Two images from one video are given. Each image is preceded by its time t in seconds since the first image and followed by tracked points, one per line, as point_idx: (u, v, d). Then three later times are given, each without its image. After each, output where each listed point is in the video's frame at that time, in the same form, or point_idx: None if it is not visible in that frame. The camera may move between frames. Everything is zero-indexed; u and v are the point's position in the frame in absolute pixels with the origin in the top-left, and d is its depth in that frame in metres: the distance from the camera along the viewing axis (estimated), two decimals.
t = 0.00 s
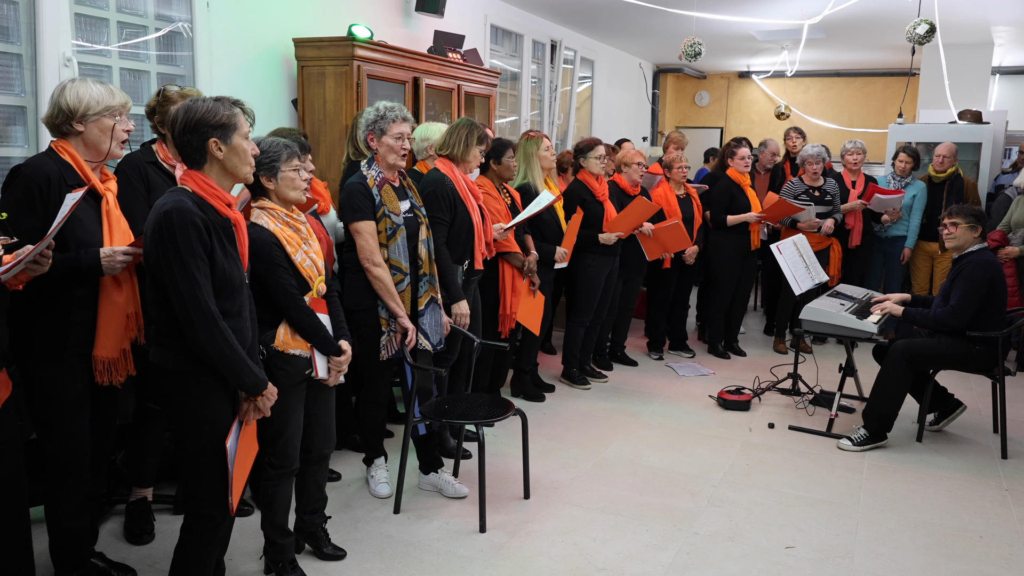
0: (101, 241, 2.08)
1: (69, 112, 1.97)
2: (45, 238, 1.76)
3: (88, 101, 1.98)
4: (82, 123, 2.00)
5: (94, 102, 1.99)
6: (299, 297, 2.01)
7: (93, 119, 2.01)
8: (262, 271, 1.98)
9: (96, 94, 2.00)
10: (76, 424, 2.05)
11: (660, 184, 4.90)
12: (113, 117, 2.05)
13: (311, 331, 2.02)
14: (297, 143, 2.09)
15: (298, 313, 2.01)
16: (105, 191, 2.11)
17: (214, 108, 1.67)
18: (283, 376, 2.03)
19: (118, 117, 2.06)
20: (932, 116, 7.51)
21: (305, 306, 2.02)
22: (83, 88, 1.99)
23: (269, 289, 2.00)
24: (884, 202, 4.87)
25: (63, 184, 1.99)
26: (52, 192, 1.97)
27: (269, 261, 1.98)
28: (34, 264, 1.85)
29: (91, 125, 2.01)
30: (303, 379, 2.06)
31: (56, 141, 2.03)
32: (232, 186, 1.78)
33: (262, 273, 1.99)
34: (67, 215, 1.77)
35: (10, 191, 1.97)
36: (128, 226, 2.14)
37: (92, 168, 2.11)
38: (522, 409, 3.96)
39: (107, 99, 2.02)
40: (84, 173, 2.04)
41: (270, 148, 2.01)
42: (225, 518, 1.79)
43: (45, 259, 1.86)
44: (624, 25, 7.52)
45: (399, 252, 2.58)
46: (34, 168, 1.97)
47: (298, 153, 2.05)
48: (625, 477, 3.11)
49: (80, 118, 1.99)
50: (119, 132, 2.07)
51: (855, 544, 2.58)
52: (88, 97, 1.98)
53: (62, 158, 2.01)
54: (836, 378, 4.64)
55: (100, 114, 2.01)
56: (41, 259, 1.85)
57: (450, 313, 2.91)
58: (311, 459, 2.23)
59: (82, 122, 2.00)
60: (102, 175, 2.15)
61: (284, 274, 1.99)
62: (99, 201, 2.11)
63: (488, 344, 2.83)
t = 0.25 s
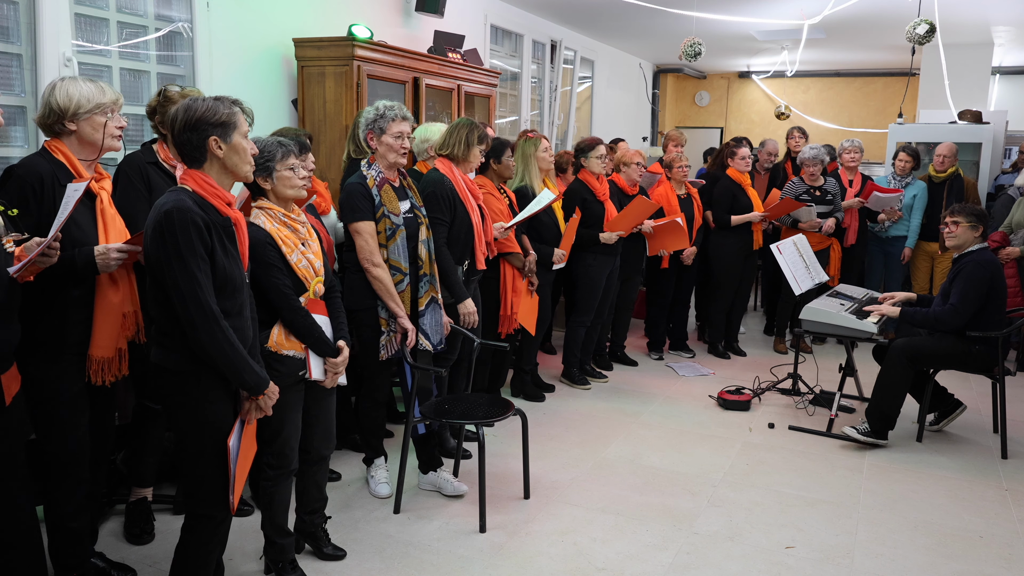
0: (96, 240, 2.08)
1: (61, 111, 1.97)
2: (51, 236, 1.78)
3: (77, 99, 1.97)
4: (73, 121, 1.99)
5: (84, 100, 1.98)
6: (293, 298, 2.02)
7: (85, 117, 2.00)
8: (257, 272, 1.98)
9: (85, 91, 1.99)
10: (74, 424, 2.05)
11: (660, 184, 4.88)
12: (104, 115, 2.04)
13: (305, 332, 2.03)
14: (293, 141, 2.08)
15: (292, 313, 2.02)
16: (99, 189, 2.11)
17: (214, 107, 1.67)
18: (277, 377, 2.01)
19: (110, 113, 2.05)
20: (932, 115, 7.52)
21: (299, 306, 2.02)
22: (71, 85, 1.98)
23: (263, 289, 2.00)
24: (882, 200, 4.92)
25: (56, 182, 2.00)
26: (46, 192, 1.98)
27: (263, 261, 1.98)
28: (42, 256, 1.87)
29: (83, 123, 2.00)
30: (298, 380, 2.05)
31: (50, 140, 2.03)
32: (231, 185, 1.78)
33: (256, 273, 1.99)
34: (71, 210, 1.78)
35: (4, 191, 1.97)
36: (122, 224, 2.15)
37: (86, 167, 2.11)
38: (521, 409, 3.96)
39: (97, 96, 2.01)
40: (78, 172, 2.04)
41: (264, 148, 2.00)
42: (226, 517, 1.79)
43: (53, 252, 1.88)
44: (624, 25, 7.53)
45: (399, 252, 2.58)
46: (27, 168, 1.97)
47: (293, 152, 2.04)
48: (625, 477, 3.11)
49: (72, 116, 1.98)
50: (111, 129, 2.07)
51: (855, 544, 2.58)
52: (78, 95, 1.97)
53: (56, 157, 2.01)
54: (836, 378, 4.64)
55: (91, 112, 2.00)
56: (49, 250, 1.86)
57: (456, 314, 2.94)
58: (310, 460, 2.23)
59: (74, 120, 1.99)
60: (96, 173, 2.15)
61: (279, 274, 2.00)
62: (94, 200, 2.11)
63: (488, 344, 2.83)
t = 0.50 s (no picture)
0: (93, 241, 2.07)
1: (55, 112, 1.96)
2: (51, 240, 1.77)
3: (75, 104, 1.96)
4: (65, 124, 1.99)
5: (81, 105, 1.97)
6: (298, 298, 2.01)
7: (77, 122, 1.99)
8: (261, 271, 1.99)
9: (86, 96, 1.98)
10: (75, 425, 2.05)
11: (659, 185, 4.87)
12: (97, 122, 2.03)
13: (309, 332, 2.03)
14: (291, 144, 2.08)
15: (297, 313, 2.01)
16: (94, 190, 2.11)
17: (217, 109, 1.67)
18: (282, 377, 2.01)
19: (104, 123, 2.04)
20: (932, 116, 7.52)
21: (303, 307, 2.02)
22: (73, 89, 1.96)
23: (268, 289, 2.00)
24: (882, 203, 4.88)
25: (51, 185, 2.00)
26: (41, 194, 1.98)
27: (268, 262, 1.98)
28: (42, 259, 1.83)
29: (74, 128, 2.00)
30: (302, 380, 2.05)
31: (44, 141, 2.03)
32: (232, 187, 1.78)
33: (260, 273, 1.99)
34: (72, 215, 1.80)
35: None
36: (118, 224, 2.15)
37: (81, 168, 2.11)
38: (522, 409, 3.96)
39: (95, 105, 1.99)
40: (73, 174, 2.04)
41: (264, 153, 2.01)
42: (235, 516, 1.79)
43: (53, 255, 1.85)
44: (624, 25, 7.52)
45: (399, 252, 2.58)
46: (21, 171, 1.96)
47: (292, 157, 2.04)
48: (625, 477, 3.11)
49: (65, 119, 1.97)
50: (104, 137, 2.06)
51: (855, 544, 2.58)
52: (76, 99, 1.96)
53: (50, 159, 2.01)
54: (836, 378, 4.65)
55: (84, 119, 1.99)
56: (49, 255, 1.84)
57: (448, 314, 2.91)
58: (310, 460, 2.23)
59: (66, 124, 1.99)
60: (92, 174, 2.15)
61: (283, 274, 2.00)
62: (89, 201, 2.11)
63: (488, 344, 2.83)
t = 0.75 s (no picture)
0: (93, 242, 2.07)
1: (59, 115, 1.95)
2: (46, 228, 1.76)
3: (79, 111, 1.95)
4: (64, 128, 1.98)
5: (84, 115, 1.96)
6: (304, 298, 2.01)
7: (76, 128, 1.98)
8: (267, 273, 1.98)
9: (93, 106, 1.97)
10: (75, 425, 2.05)
11: (660, 185, 4.89)
12: (98, 133, 2.02)
13: (316, 332, 2.03)
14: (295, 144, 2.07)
15: (304, 314, 2.01)
16: (93, 191, 2.11)
17: (213, 109, 1.67)
18: (291, 377, 2.02)
19: (104, 135, 2.03)
20: (932, 116, 7.52)
21: (309, 307, 2.02)
22: (82, 95, 1.95)
23: (275, 290, 1.99)
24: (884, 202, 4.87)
25: (48, 186, 2.00)
26: (39, 195, 1.98)
27: (274, 263, 1.97)
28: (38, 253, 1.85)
29: (72, 134, 2.00)
30: (308, 380, 2.06)
31: (45, 142, 2.02)
32: (230, 187, 1.78)
33: (264, 272, 1.98)
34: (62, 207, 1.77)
35: None
36: (118, 225, 2.14)
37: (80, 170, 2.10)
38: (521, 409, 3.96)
39: (99, 117, 1.98)
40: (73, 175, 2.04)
41: (270, 151, 2.00)
42: (235, 516, 1.80)
43: (48, 249, 1.87)
44: (624, 25, 7.52)
45: (399, 253, 2.58)
46: (19, 172, 1.96)
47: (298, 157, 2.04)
48: (625, 477, 3.11)
49: (65, 123, 1.97)
50: (101, 147, 2.06)
51: (855, 544, 2.58)
52: (83, 108, 1.95)
53: (48, 159, 2.01)
54: (836, 378, 4.65)
55: (84, 127, 1.98)
56: (43, 248, 1.85)
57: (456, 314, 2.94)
58: (311, 460, 2.23)
59: (66, 128, 1.98)
60: (93, 175, 2.15)
61: (290, 275, 1.99)
62: (89, 202, 2.11)
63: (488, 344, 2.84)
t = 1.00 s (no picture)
0: (96, 244, 2.08)
1: (65, 117, 1.94)
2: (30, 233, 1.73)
3: (86, 117, 1.94)
4: (70, 131, 1.97)
5: (91, 120, 1.95)
6: (302, 299, 2.01)
7: (82, 133, 1.97)
8: (264, 273, 1.98)
9: (101, 112, 1.95)
10: (76, 426, 2.05)
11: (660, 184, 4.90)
12: (103, 138, 2.01)
13: (314, 334, 2.02)
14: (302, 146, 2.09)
15: (302, 316, 2.01)
16: (96, 194, 2.10)
17: (214, 109, 1.67)
18: (288, 377, 2.02)
19: (109, 140, 2.02)
20: (932, 116, 7.52)
21: (307, 309, 2.02)
22: (90, 101, 1.94)
23: (272, 291, 1.99)
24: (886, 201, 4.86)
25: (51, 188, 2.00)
26: (41, 197, 1.97)
27: (271, 264, 1.98)
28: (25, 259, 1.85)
29: (77, 138, 1.99)
30: (306, 381, 2.06)
31: (48, 143, 2.02)
32: (231, 187, 1.78)
33: (261, 273, 1.98)
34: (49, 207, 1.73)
35: None
36: (121, 227, 2.14)
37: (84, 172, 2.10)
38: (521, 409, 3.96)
39: (105, 123, 1.97)
40: (76, 177, 2.04)
41: (275, 151, 2.02)
42: (229, 518, 1.79)
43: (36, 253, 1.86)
44: (625, 25, 7.52)
45: (399, 253, 2.58)
46: (22, 174, 1.96)
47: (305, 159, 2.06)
48: (625, 477, 3.11)
49: (71, 127, 1.96)
50: (106, 152, 2.05)
51: (855, 544, 2.58)
52: (90, 113, 1.94)
53: (51, 160, 2.01)
54: (836, 378, 4.65)
55: (89, 132, 1.97)
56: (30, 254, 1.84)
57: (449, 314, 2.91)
58: (311, 460, 2.23)
59: (71, 131, 1.97)
60: (96, 177, 2.14)
61: (287, 276, 1.99)
62: (91, 204, 2.10)
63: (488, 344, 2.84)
